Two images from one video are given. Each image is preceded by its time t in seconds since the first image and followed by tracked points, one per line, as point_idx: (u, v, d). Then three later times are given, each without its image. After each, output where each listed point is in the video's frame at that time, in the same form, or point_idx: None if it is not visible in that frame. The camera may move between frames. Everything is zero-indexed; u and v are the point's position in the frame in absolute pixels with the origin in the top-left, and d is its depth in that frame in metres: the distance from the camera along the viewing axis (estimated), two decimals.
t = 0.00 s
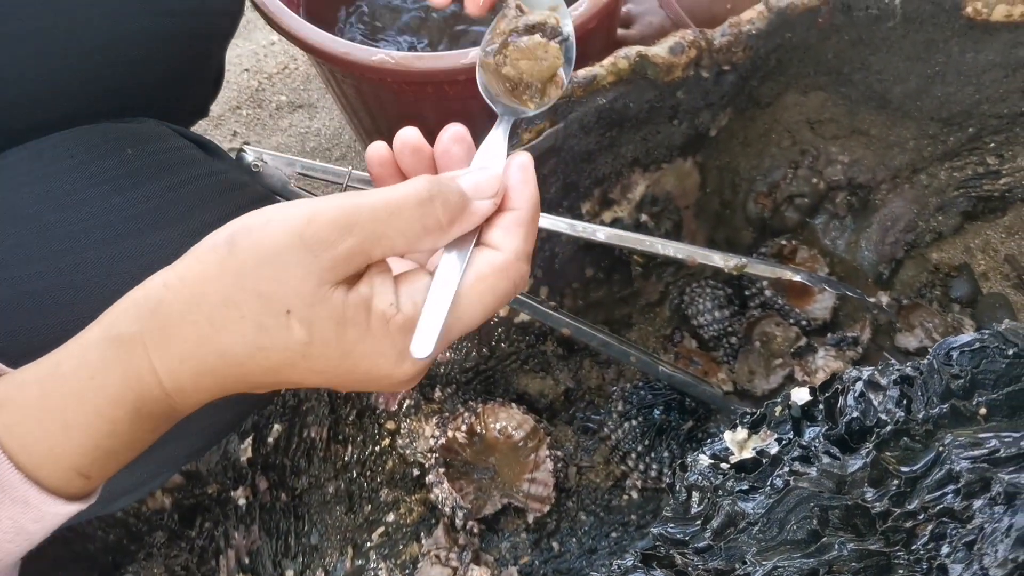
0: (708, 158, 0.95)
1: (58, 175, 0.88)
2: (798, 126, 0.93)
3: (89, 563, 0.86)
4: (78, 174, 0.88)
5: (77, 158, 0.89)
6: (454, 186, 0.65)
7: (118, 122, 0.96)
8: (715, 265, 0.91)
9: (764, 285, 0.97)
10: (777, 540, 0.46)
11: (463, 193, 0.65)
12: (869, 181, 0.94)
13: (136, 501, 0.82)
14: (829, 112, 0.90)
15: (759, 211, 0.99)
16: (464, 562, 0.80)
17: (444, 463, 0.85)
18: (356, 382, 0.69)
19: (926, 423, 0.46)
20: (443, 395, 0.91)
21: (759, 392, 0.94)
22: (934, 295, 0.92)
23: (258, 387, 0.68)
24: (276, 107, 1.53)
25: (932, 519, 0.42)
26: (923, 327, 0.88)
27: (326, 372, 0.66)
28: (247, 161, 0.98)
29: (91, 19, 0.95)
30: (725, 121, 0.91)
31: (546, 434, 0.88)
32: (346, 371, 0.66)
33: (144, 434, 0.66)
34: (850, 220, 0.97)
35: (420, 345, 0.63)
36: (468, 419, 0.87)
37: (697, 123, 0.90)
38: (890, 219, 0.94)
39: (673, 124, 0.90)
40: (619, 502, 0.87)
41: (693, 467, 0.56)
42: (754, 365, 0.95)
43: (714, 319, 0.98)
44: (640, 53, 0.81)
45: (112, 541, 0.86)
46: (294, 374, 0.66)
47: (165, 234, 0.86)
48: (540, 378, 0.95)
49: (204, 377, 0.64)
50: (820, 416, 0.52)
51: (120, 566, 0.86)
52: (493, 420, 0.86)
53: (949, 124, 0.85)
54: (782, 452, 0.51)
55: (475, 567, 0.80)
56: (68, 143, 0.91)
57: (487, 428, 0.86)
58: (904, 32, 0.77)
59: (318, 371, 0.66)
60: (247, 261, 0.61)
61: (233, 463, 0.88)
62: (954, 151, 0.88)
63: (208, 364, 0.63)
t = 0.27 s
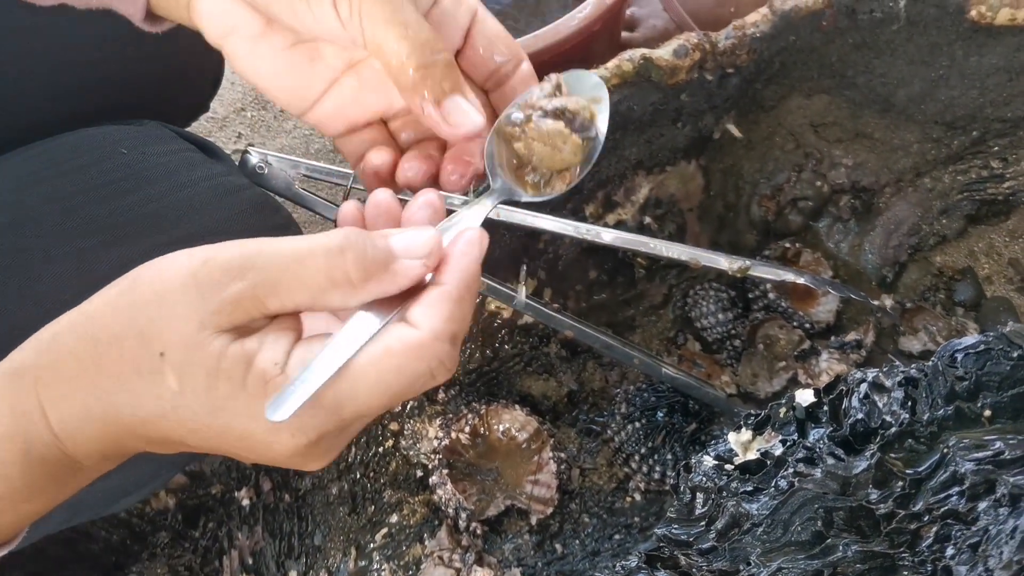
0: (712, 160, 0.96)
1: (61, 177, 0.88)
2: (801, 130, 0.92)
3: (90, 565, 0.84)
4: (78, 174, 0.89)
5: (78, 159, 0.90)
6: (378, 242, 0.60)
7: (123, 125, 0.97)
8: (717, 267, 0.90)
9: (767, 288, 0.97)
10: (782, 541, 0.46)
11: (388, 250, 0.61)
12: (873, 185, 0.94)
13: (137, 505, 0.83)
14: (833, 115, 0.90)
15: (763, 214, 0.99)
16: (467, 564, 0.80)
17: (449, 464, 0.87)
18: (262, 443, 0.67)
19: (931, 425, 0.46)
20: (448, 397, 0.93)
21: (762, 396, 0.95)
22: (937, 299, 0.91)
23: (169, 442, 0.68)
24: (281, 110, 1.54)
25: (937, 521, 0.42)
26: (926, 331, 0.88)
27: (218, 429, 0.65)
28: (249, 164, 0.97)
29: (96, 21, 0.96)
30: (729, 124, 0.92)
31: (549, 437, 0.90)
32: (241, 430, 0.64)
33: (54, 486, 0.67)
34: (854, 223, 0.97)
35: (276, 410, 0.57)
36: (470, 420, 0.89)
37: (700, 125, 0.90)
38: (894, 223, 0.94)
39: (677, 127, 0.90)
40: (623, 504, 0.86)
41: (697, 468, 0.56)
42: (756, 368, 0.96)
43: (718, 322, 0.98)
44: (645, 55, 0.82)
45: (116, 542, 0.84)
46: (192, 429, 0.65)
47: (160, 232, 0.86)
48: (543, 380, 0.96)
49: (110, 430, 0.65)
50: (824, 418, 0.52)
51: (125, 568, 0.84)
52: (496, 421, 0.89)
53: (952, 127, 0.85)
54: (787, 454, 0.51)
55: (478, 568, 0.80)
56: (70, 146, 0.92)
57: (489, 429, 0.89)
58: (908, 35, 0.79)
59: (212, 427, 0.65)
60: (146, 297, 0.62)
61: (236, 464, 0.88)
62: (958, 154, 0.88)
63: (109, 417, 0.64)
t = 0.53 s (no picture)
0: (719, 162, 0.96)
1: (68, 175, 0.89)
2: (808, 130, 0.93)
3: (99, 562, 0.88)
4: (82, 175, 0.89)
5: (81, 161, 0.91)
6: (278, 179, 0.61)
7: (130, 124, 0.98)
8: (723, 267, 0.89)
9: (774, 289, 0.97)
10: (790, 540, 0.46)
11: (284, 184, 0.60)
12: (880, 186, 0.93)
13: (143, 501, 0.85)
14: (840, 116, 0.91)
15: (769, 215, 0.98)
16: (473, 563, 0.80)
17: (455, 464, 0.87)
18: (200, 407, 0.66)
19: (940, 425, 0.46)
20: (454, 396, 0.93)
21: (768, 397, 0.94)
22: (945, 300, 0.91)
23: (135, 420, 0.68)
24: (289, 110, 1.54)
25: (945, 521, 0.42)
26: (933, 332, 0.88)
27: (155, 389, 0.63)
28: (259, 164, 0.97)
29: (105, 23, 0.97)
30: (736, 124, 0.92)
31: (555, 436, 0.90)
32: (175, 396, 0.64)
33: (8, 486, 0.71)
34: (861, 225, 0.96)
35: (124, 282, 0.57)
36: (477, 420, 0.90)
37: (708, 126, 0.91)
38: (901, 224, 0.93)
39: (684, 128, 0.91)
40: (628, 505, 0.86)
41: (705, 467, 0.56)
42: (762, 369, 0.95)
43: (725, 322, 0.98)
44: (652, 56, 0.83)
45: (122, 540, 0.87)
46: (129, 384, 0.63)
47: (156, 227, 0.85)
48: (550, 381, 0.96)
49: (75, 397, 0.64)
50: (832, 417, 0.52)
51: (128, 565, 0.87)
52: (501, 421, 0.90)
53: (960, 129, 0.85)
54: (795, 453, 0.51)
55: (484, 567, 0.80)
56: (76, 147, 0.93)
57: (495, 428, 0.90)
58: (917, 37, 0.79)
59: (149, 391, 0.64)
60: (87, 253, 0.62)
61: (243, 462, 0.86)
62: (966, 156, 0.88)
63: (80, 385, 0.64)
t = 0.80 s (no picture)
0: (726, 161, 0.96)
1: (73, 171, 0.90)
2: (815, 130, 0.93)
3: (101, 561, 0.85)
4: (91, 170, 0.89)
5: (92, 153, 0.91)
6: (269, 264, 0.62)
7: (138, 120, 0.99)
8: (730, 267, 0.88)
9: (780, 288, 0.96)
10: (795, 537, 0.46)
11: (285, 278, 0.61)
12: (887, 186, 0.93)
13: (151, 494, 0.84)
14: (847, 116, 0.90)
15: (776, 215, 0.99)
16: (478, 561, 0.79)
17: (460, 462, 0.87)
18: (195, 459, 0.58)
19: (945, 422, 0.46)
20: (457, 394, 0.92)
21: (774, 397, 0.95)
22: (951, 301, 0.91)
23: (100, 484, 0.57)
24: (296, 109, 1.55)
25: (950, 519, 0.42)
26: (939, 333, 0.88)
27: (134, 436, 0.55)
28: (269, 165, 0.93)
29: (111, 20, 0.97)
30: (743, 124, 0.92)
31: (560, 434, 0.91)
32: (158, 449, 0.56)
33: None
34: (867, 225, 0.96)
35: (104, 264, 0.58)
36: (481, 418, 0.90)
37: (715, 125, 0.91)
38: (908, 224, 0.93)
39: (691, 127, 0.90)
40: (633, 504, 0.86)
41: (709, 464, 0.56)
42: (768, 369, 0.96)
43: (730, 322, 0.98)
44: (659, 54, 0.83)
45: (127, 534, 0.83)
46: (96, 437, 0.55)
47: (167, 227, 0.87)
48: (555, 379, 0.97)
49: (51, 458, 0.54)
50: (837, 415, 0.52)
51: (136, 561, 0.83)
52: (507, 420, 0.91)
53: (968, 129, 0.86)
54: (800, 450, 0.51)
55: (488, 565, 0.80)
56: (88, 141, 0.93)
57: (501, 426, 0.91)
58: (925, 36, 0.80)
59: (124, 441, 0.55)
60: (54, 301, 0.57)
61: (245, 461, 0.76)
62: (974, 155, 0.89)
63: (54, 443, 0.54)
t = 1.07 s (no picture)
0: (732, 163, 0.96)
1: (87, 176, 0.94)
2: (821, 132, 0.94)
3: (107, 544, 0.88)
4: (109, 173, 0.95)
5: (110, 155, 0.97)
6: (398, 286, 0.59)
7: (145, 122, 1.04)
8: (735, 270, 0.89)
9: (786, 291, 0.96)
10: (799, 541, 0.46)
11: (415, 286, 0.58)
12: (893, 189, 0.93)
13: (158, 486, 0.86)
14: (853, 119, 0.91)
15: (781, 218, 0.99)
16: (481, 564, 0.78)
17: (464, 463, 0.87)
18: (384, 482, 0.47)
19: (951, 427, 0.46)
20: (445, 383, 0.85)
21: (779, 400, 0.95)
22: (958, 304, 0.89)
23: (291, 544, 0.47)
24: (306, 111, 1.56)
25: (956, 523, 0.42)
26: (945, 337, 0.86)
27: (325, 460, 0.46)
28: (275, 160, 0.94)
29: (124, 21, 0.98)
30: (749, 126, 0.92)
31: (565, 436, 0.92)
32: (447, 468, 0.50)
33: None
34: (873, 228, 0.96)
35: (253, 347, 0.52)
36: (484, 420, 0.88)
37: (721, 127, 0.91)
38: (914, 227, 0.92)
39: (697, 129, 0.91)
40: (638, 506, 0.85)
41: (715, 468, 0.56)
42: (773, 372, 0.96)
43: (735, 325, 0.98)
44: (665, 57, 0.84)
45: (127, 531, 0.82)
46: (291, 458, 0.46)
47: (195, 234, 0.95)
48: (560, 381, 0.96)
49: (181, 545, 0.45)
50: (843, 419, 0.52)
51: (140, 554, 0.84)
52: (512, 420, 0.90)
53: (976, 132, 0.84)
54: (805, 454, 0.51)
55: (493, 566, 0.79)
56: (102, 143, 0.99)
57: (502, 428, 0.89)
58: (931, 39, 0.79)
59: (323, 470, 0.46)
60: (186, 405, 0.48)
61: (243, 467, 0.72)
62: (980, 159, 0.87)
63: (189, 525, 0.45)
